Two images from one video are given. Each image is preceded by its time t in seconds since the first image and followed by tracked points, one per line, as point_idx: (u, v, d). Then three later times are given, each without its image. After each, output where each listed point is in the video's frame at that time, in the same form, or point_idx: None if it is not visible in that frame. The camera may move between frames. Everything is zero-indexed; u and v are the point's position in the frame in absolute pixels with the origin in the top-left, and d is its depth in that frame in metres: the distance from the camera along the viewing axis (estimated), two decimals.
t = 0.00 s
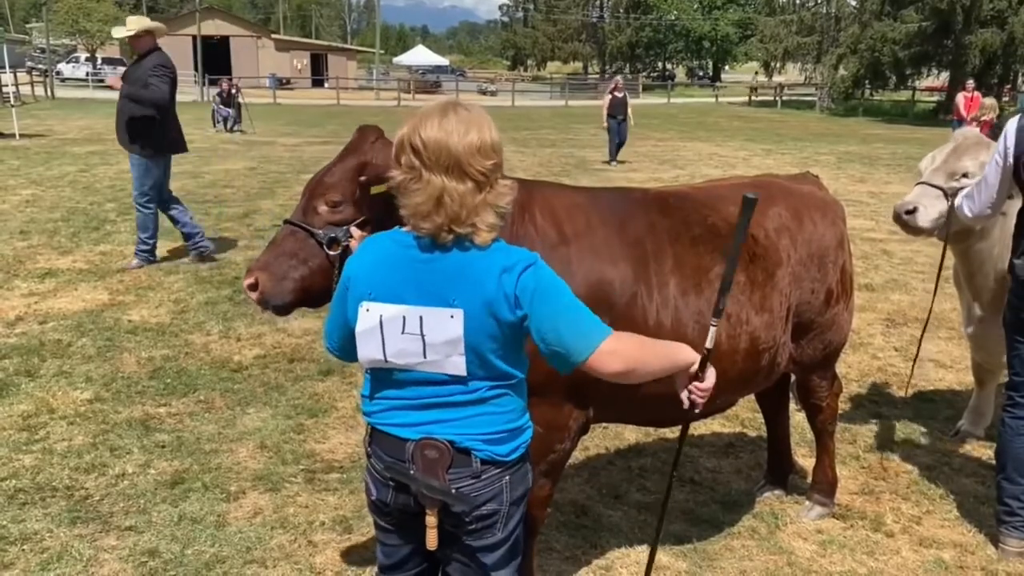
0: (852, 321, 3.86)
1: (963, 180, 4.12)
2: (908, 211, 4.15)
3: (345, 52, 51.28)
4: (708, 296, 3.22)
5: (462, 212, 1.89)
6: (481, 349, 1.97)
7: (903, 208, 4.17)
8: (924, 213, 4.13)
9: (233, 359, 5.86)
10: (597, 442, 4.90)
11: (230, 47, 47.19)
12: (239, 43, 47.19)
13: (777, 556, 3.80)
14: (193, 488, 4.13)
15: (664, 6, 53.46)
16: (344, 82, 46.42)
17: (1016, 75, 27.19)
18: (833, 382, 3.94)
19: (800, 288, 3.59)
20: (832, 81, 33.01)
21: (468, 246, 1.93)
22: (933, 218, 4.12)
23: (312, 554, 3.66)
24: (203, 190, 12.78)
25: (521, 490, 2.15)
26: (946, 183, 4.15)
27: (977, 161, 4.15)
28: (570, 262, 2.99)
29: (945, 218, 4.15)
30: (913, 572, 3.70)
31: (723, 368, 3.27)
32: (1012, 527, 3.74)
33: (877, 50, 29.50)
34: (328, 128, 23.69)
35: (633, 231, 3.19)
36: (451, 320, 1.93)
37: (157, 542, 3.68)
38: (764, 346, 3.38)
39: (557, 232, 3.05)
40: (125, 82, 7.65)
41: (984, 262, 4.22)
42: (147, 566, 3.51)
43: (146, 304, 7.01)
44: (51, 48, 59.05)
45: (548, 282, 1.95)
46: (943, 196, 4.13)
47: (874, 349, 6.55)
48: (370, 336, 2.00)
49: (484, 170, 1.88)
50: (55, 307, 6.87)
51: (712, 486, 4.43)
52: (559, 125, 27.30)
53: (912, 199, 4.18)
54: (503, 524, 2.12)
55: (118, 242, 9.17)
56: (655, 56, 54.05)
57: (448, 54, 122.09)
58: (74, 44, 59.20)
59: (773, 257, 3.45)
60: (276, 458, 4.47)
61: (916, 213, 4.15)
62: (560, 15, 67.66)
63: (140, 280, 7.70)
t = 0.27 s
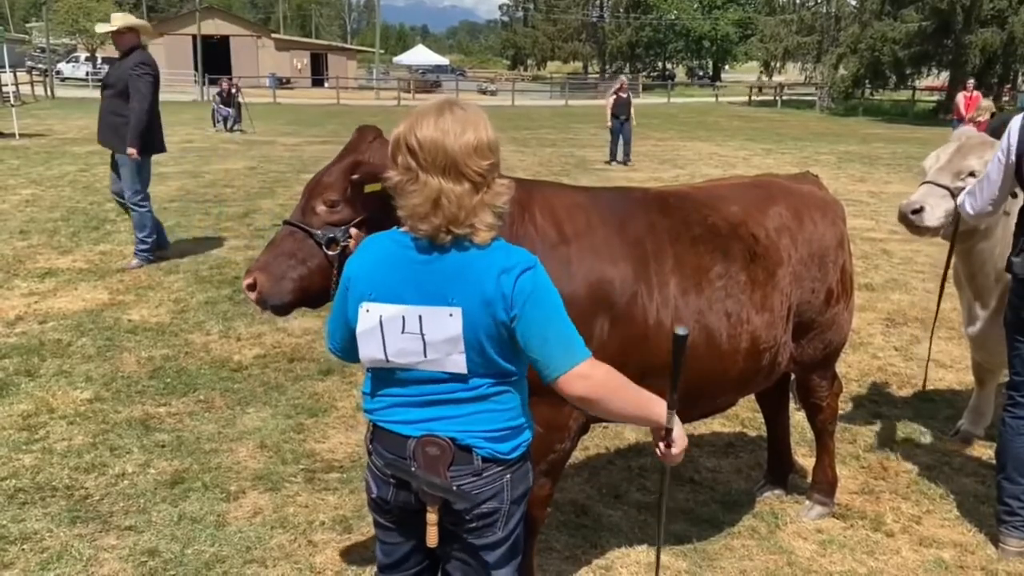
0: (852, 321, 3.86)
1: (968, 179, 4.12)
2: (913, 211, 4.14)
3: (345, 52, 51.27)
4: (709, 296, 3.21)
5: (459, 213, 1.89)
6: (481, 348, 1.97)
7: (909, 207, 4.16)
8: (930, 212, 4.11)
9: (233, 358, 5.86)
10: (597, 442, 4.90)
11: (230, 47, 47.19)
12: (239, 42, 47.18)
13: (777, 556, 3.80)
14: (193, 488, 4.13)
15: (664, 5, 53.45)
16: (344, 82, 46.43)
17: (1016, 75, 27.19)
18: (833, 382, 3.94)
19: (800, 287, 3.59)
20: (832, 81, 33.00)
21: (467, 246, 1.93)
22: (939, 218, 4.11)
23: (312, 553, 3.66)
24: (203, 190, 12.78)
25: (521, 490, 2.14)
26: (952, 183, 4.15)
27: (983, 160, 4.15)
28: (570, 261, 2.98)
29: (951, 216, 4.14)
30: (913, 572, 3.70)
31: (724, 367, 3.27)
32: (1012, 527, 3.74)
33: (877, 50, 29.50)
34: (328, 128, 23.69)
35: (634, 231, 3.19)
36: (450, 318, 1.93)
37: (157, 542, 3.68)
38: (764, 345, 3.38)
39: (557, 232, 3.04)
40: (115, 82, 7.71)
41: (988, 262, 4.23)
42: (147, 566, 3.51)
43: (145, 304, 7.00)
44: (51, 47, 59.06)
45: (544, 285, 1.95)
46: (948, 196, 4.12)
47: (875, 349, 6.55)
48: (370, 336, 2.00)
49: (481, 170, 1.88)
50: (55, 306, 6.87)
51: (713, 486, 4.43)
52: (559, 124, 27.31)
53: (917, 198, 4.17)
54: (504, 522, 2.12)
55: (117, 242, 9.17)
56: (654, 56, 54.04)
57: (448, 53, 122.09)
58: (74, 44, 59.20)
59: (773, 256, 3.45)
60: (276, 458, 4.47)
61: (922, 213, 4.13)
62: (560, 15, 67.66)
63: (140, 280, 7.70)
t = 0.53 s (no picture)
0: (852, 321, 3.86)
1: (968, 179, 4.12)
2: (913, 210, 4.15)
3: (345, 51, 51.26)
4: (709, 296, 3.22)
5: (455, 217, 1.88)
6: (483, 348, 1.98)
7: (909, 207, 4.16)
8: (930, 211, 4.12)
9: (233, 358, 5.86)
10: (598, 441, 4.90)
11: (230, 46, 47.16)
12: (240, 42, 47.19)
13: (777, 556, 3.80)
14: (193, 487, 4.13)
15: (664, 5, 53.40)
16: (344, 82, 46.45)
17: (1016, 74, 27.18)
18: (833, 381, 3.94)
19: (801, 287, 3.59)
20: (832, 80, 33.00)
21: (467, 247, 1.93)
22: (938, 218, 4.12)
23: (313, 553, 3.66)
24: (202, 189, 12.78)
25: (521, 492, 2.15)
26: (952, 182, 4.15)
27: (983, 160, 4.14)
28: (571, 261, 2.98)
29: (950, 216, 4.15)
30: (913, 572, 3.70)
31: (724, 367, 3.27)
32: (1013, 526, 3.73)
33: (877, 49, 29.49)
34: (328, 127, 23.73)
35: (634, 231, 3.19)
36: (453, 318, 1.93)
37: (157, 542, 3.68)
38: (765, 345, 3.39)
39: (558, 232, 3.04)
40: (118, 81, 7.73)
41: (986, 261, 4.23)
42: (147, 566, 3.51)
43: (146, 304, 7.00)
44: (51, 47, 59.06)
45: (544, 287, 1.96)
46: (948, 195, 4.12)
47: (875, 348, 6.55)
48: (372, 339, 1.99)
49: (473, 174, 1.88)
50: (56, 306, 6.87)
51: (713, 486, 4.43)
52: (559, 124, 27.32)
53: (917, 197, 4.18)
54: (505, 523, 2.12)
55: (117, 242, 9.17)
56: (655, 55, 54.05)
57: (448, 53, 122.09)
58: (75, 43, 59.21)
59: (773, 256, 3.45)
60: (276, 457, 4.48)
61: (921, 212, 4.14)
62: (560, 14, 67.64)
63: (140, 279, 7.71)
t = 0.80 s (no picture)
0: (853, 320, 3.86)
1: (971, 179, 4.12)
2: (915, 210, 4.15)
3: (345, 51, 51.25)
4: (710, 295, 3.22)
5: (461, 218, 1.88)
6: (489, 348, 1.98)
7: (911, 207, 4.17)
8: (932, 212, 4.12)
9: (233, 357, 5.86)
10: (598, 441, 4.90)
11: (230, 46, 47.14)
12: (240, 42, 47.19)
13: (778, 555, 3.80)
14: (194, 487, 4.13)
15: (664, 4, 53.36)
16: (344, 81, 46.28)
17: (1016, 74, 27.18)
18: (833, 381, 3.95)
19: (802, 287, 3.59)
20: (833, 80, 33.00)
21: (474, 248, 1.93)
22: (940, 218, 4.13)
23: (313, 552, 3.66)
24: (202, 189, 12.78)
25: (525, 493, 2.15)
26: (955, 182, 4.14)
27: (986, 160, 4.14)
28: (572, 261, 2.98)
29: (952, 216, 4.16)
30: (914, 571, 3.70)
31: (725, 367, 3.27)
32: (1013, 526, 3.74)
33: (877, 49, 29.49)
34: (328, 127, 23.73)
35: (635, 231, 3.19)
36: (461, 319, 1.93)
37: (158, 541, 3.68)
38: (765, 345, 3.39)
39: (559, 232, 3.04)
40: (127, 82, 7.80)
41: (987, 262, 4.24)
42: (148, 565, 3.51)
43: (146, 303, 7.00)
44: (51, 46, 59.06)
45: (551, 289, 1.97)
46: (951, 195, 4.13)
47: (875, 348, 6.55)
48: (377, 340, 1.99)
49: (478, 173, 1.88)
50: (56, 306, 6.87)
51: (713, 485, 4.44)
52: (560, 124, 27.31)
53: (920, 198, 4.18)
54: (509, 526, 2.13)
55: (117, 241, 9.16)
56: (655, 55, 54.04)
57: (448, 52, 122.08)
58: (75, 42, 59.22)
59: (774, 256, 3.45)
60: (277, 457, 4.48)
61: (924, 213, 4.14)
62: (560, 14, 67.64)
63: (140, 279, 7.71)
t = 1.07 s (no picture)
0: (853, 320, 3.85)
1: (972, 180, 4.12)
2: (917, 211, 4.14)
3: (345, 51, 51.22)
4: (710, 295, 3.22)
5: (463, 215, 1.88)
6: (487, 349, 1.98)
7: (913, 208, 4.16)
8: (934, 213, 4.12)
9: (233, 357, 5.86)
10: (598, 441, 4.90)
11: (230, 46, 47.13)
12: (239, 41, 47.17)
13: (778, 555, 3.80)
14: (194, 487, 4.13)
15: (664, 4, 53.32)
16: (344, 81, 46.24)
17: (1016, 73, 27.16)
18: (834, 381, 3.95)
19: (802, 286, 3.59)
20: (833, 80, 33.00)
21: (476, 246, 1.93)
22: (942, 219, 4.12)
23: (313, 552, 3.66)
24: (202, 189, 12.77)
25: (519, 500, 2.15)
26: (956, 183, 4.14)
27: (987, 161, 4.14)
28: (572, 261, 2.98)
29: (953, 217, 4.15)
30: (914, 571, 3.71)
31: (724, 367, 3.27)
32: (1013, 526, 3.74)
33: (877, 48, 29.48)
34: (328, 126, 23.72)
35: (635, 230, 3.19)
36: (460, 317, 1.93)
37: (158, 541, 3.68)
38: (765, 345, 3.39)
39: (560, 232, 3.04)
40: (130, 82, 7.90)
41: (987, 262, 4.24)
42: (148, 565, 3.51)
43: (146, 303, 7.00)
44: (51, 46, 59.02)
45: (554, 295, 1.96)
46: (952, 196, 4.12)
47: (875, 348, 6.55)
48: (376, 331, 2.00)
49: (481, 171, 1.87)
50: (56, 306, 6.87)
51: (713, 485, 4.44)
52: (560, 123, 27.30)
53: (921, 198, 4.17)
54: (502, 532, 2.13)
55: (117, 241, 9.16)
56: (655, 55, 54.00)
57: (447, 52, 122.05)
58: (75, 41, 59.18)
59: (774, 255, 3.45)
60: (277, 457, 4.48)
61: (925, 213, 4.14)
62: (560, 14, 67.60)
63: (140, 279, 7.71)
